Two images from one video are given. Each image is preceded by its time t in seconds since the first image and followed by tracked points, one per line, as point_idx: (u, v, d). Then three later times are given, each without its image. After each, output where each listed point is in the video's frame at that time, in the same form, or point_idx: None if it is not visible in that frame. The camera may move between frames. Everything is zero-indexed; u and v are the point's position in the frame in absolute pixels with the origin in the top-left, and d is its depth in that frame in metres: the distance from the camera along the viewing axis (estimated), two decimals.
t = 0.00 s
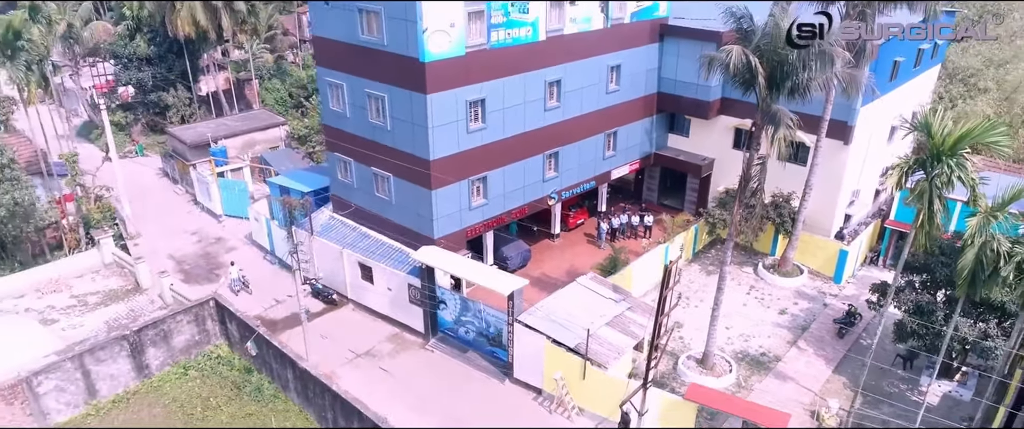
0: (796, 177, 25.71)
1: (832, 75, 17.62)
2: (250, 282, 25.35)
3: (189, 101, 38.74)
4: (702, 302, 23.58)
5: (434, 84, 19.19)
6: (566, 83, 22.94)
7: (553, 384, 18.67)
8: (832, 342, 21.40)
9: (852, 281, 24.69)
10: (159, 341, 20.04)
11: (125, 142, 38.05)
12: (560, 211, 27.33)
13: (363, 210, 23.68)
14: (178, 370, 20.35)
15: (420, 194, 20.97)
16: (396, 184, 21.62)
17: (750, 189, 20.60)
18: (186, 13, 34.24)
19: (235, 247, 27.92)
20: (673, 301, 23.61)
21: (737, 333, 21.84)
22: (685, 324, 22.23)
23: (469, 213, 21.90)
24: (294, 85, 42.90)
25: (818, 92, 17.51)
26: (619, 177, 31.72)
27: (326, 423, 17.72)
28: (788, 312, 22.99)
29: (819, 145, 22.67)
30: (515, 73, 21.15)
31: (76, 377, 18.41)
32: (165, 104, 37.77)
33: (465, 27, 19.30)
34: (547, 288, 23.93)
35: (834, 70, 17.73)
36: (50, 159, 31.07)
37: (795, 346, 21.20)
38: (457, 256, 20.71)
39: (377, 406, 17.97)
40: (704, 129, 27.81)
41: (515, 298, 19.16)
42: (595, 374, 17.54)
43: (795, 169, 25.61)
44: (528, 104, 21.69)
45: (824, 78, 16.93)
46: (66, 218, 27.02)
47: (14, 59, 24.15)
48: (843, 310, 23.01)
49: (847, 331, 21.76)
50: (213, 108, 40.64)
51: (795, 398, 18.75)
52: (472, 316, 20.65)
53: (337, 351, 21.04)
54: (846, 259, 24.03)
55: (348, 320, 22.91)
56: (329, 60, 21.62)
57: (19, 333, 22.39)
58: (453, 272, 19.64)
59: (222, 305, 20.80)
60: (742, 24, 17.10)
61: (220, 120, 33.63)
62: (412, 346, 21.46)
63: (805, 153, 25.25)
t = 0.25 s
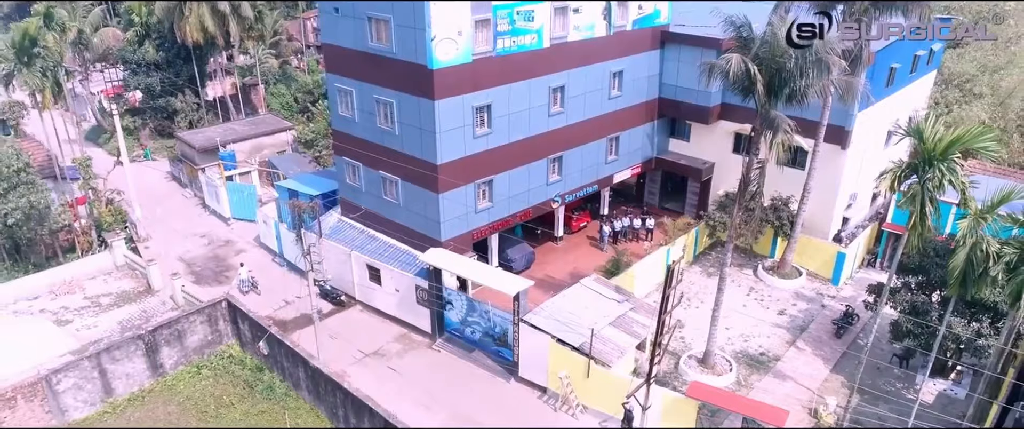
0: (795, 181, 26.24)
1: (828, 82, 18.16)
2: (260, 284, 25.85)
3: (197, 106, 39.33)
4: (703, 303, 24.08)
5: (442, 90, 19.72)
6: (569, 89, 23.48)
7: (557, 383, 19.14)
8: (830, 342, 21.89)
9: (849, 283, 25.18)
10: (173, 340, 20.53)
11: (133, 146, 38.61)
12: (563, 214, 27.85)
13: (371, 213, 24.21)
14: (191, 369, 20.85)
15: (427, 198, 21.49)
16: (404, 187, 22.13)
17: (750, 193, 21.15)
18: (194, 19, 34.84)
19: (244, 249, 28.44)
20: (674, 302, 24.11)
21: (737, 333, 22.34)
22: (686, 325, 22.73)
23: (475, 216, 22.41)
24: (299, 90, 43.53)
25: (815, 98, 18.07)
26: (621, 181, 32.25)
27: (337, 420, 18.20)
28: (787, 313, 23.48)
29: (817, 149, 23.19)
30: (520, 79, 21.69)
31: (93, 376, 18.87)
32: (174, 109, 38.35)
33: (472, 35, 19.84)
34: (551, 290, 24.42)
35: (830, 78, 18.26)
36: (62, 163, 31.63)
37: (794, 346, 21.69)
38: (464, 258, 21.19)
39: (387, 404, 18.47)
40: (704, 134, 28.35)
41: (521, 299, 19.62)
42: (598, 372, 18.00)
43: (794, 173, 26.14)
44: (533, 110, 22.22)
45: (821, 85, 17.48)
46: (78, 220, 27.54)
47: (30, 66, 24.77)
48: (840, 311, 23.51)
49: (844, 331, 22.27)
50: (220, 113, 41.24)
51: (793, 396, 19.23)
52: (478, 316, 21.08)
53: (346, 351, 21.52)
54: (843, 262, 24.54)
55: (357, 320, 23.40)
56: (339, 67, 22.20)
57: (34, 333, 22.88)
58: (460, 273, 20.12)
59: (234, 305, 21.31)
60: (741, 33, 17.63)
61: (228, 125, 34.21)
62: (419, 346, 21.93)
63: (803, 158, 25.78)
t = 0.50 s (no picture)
0: (793, 186, 26.85)
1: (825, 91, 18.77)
2: (270, 286, 26.41)
3: (205, 112, 39.98)
4: (704, 305, 24.64)
5: (450, 98, 20.32)
6: (573, 96, 24.09)
7: (562, 382, 19.68)
8: (827, 343, 22.43)
9: (847, 286, 25.74)
10: (188, 341, 21.10)
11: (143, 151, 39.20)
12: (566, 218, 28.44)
13: (379, 217, 24.79)
14: (205, 369, 21.41)
15: (435, 202, 22.07)
16: (413, 192, 22.72)
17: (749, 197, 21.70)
18: (204, 27, 35.52)
19: (254, 252, 29.01)
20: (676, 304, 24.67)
21: (737, 334, 22.89)
22: (688, 326, 23.28)
23: (481, 220, 23.00)
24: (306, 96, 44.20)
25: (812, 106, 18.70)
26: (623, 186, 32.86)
27: (348, 418, 18.74)
28: (786, 314, 24.04)
29: (814, 155, 23.79)
30: (525, 87, 22.31)
31: (111, 375, 19.38)
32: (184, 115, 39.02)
33: (479, 44, 20.44)
34: (555, 292, 24.98)
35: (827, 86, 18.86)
36: (75, 168, 32.25)
37: (793, 346, 22.23)
38: (471, 260, 21.77)
39: (397, 402, 19.02)
40: (704, 140, 28.97)
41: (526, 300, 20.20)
42: (602, 371, 18.54)
43: (792, 178, 26.75)
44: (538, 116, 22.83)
45: (818, 93, 18.13)
46: (92, 224, 28.14)
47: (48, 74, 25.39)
48: (838, 313, 24.05)
49: (841, 332, 22.87)
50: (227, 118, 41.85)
51: (792, 394, 19.75)
52: (485, 317, 21.67)
53: (355, 351, 22.07)
54: (841, 265, 25.09)
55: (365, 322, 23.95)
56: (349, 75, 22.82)
57: (51, 334, 23.44)
58: (467, 275, 20.70)
59: (247, 307, 21.88)
60: (740, 43, 18.21)
61: (237, 131, 34.86)
62: (427, 346, 22.47)
63: (801, 163, 26.39)
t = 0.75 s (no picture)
0: (791, 192, 27.48)
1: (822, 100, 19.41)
2: (280, 289, 26.97)
3: (213, 119, 40.61)
4: (704, 307, 25.21)
5: (458, 106, 20.93)
6: (577, 104, 24.73)
7: (567, 382, 20.20)
8: (825, 345, 23.00)
9: (844, 289, 26.31)
10: (202, 342, 21.65)
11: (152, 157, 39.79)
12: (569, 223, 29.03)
13: (387, 222, 25.40)
14: (219, 369, 21.96)
15: (443, 207, 22.66)
16: (421, 197, 23.32)
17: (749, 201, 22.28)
18: (213, 36, 36.25)
19: (263, 256, 29.59)
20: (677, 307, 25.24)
21: (737, 336, 23.45)
22: (689, 328, 23.84)
23: (487, 225, 23.60)
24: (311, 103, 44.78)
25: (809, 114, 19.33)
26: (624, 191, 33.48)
27: (360, 416, 19.29)
28: (785, 317, 24.60)
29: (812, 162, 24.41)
30: (531, 95, 22.94)
31: (129, 375, 19.92)
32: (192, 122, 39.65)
33: (487, 53, 21.07)
34: (559, 295, 25.57)
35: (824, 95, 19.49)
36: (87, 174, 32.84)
37: (791, 348, 22.79)
38: (478, 264, 22.33)
39: (407, 402, 19.56)
40: (705, 147, 29.62)
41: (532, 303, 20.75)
42: (606, 372, 19.07)
43: (791, 184, 27.37)
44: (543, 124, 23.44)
45: (815, 102, 18.76)
46: (105, 229, 28.74)
47: (65, 82, 26.01)
48: (836, 315, 24.62)
49: (839, 334, 23.45)
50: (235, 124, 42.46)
51: (791, 395, 20.29)
52: (491, 319, 22.18)
53: (365, 353, 22.62)
54: (839, 268, 25.67)
55: (374, 324, 24.52)
56: (359, 83, 23.49)
57: (67, 336, 23.99)
58: (474, 278, 21.26)
59: (260, 309, 22.45)
60: (739, 53, 18.82)
61: (246, 138, 35.49)
62: (434, 348, 23.03)
63: (799, 170, 27.03)
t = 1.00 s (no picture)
0: (790, 197, 28.03)
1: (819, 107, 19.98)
2: (288, 293, 27.48)
3: (220, 125, 41.21)
4: (705, 310, 25.72)
5: (465, 113, 21.49)
6: (580, 111, 25.30)
7: (571, 382, 20.69)
8: (823, 346, 23.50)
9: (842, 292, 26.82)
10: (214, 344, 22.16)
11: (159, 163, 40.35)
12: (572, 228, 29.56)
13: (394, 226, 25.93)
14: (230, 370, 22.46)
15: (449, 212, 23.19)
16: (428, 202, 23.86)
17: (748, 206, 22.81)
18: (221, 43, 36.89)
19: (271, 260, 30.11)
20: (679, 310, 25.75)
21: (737, 338, 23.96)
22: (690, 331, 24.34)
23: (493, 229, 24.13)
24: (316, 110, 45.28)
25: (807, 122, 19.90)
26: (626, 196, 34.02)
27: (369, 416, 19.76)
28: (784, 320, 25.11)
29: (810, 168, 24.98)
30: (535, 102, 23.51)
31: (143, 375, 20.43)
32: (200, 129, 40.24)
33: (492, 62, 21.64)
34: (562, 298, 26.09)
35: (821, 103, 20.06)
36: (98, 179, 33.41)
37: (790, 349, 23.29)
38: (483, 267, 22.84)
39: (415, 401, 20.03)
40: (705, 153, 30.19)
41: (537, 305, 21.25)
42: (610, 372, 19.54)
43: (789, 189, 27.93)
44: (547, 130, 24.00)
45: (812, 109, 19.33)
46: (116, 233, 29.29)
47: (79, 90, 26.62)
48: (834, 318, 25.12)
49: (837, 336, 23.96)
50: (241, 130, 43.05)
51: (790, 395, 20.78)
52: (496, 322, 22.72)
53: (373, 354, 23.11)
54: (836, 272, 26.18)
55: (381, 326, 25.03)
56: (367, 91, 23.99)
57: (81, 338, 24.50)
58: (480, 281, 21.77)
59: (270, 312, 22.98)
60: (738, 62, 19.33)
61: (254, 144, 36.07)
62: (441, 350, 23.53)
63: (798, 175, 27.59)
